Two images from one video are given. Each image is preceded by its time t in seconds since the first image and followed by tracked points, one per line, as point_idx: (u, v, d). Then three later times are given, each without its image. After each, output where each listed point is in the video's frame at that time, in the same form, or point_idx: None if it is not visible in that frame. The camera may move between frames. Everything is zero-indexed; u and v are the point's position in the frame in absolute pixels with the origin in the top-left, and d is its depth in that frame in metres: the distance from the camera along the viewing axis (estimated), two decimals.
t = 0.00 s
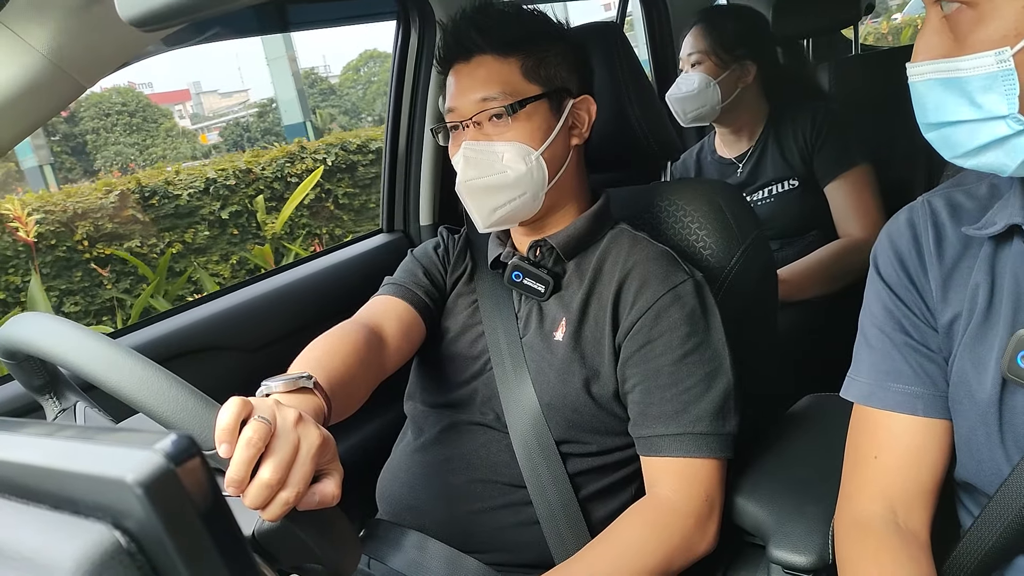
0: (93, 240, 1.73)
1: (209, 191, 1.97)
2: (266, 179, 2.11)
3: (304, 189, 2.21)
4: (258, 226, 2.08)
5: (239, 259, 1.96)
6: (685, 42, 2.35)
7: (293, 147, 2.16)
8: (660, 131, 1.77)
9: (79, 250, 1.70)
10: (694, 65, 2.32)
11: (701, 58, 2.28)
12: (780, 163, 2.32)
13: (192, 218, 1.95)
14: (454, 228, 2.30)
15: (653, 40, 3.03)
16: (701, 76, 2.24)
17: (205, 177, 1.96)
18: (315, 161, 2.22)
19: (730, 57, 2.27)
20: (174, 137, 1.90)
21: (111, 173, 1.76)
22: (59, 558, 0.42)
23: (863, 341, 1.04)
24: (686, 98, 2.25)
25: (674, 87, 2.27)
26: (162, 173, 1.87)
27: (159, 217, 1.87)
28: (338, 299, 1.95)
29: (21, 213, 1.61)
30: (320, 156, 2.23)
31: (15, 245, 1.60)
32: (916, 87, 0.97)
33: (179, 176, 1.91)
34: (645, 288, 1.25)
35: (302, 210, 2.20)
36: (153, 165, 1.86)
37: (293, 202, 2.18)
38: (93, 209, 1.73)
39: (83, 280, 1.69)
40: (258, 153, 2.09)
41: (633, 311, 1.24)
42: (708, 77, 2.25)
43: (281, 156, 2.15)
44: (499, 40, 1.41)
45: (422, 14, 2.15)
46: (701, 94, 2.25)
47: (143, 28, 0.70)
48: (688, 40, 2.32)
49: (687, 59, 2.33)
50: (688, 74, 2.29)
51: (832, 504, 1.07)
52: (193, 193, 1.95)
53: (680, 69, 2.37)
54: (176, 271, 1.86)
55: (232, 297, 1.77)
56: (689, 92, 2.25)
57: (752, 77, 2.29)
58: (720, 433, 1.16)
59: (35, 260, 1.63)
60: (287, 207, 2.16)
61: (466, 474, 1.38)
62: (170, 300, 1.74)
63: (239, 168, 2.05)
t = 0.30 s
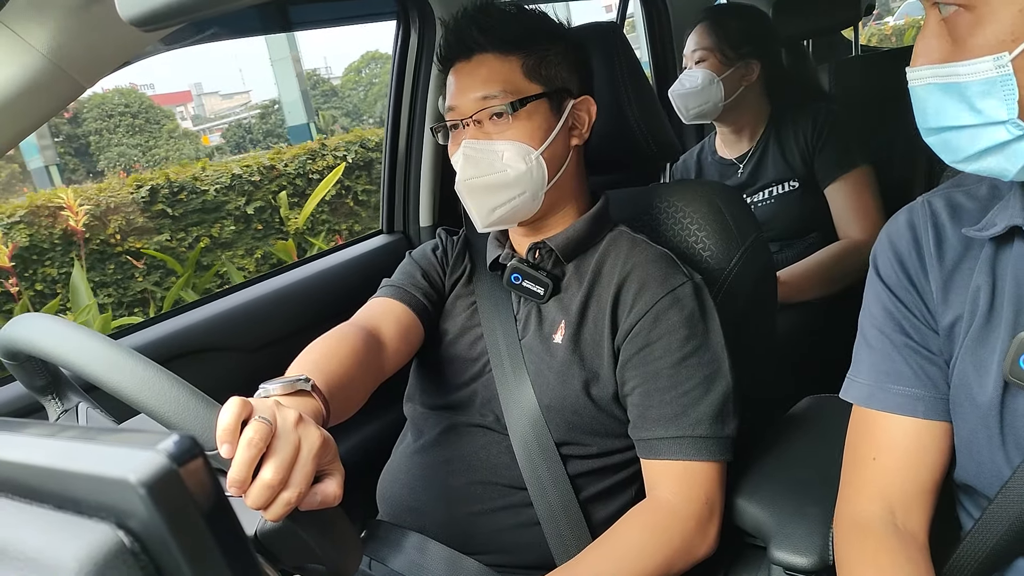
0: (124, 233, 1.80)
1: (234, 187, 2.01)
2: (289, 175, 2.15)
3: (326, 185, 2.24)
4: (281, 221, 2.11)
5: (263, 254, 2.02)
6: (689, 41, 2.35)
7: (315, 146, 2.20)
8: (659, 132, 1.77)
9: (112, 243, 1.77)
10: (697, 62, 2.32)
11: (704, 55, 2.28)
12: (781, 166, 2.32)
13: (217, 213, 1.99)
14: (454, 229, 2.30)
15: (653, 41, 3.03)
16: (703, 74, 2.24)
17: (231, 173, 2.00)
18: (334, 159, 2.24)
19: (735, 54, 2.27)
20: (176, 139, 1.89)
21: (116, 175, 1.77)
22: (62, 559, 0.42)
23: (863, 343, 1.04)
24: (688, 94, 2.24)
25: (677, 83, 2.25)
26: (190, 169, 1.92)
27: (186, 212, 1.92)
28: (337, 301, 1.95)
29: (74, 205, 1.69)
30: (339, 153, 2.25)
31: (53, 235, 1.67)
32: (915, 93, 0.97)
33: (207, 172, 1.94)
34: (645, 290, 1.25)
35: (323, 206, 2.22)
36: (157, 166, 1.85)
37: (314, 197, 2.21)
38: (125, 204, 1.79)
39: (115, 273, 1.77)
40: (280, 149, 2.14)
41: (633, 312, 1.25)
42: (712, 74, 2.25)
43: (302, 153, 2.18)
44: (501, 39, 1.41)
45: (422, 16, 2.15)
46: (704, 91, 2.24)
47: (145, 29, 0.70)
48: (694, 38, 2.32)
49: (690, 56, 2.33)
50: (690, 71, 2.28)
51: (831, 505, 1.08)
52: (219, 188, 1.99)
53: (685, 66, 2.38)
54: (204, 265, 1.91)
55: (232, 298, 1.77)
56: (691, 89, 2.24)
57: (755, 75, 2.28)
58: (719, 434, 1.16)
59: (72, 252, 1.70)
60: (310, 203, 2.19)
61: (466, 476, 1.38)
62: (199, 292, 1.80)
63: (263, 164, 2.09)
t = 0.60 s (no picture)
0: (147, 227, 1.90)
1: (254, 181, 2.12)
2: (306, 170, 2.25)
3: (342, 180, 2.31)
4: (298, 215, 2.21)
5: (281, 246, 2.12)
6: (688, 42, 2.34)
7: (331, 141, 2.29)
8: (659, 131, 1.77)
9: (135, 236, 1.88)
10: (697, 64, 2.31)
11: (707, 56, 2.28)
12: (783, 169, 2.32)
13: (237, 207, 2.10)
14: (455, 229, 2.29)
15: (654, 41, 3.03)
16: (705, 78, 2.24)
17: (250, 167, 2.10)
18: (350, 154, 2.31)
19: (738, 56, 2.26)
20: (180, 137, 1.96)
21: (118, 173, 1.84)
22: (60, 558, 0.42)
23: (871, 344, 1.04)
24: (689, 97, 2.23)
25: (678, 86, 2.25)
26: (210, 164, 2.02)
27: (207, 206, 2.03)
28: (338, 301, 1.95)
29: (102, 197, 1.80)
30: (355, 149, 2.30)
31: (79, 228, 1.77)
32: (934, 100, 0.91)
33: (227, 167, 2.05)
34: (645, 290, 1.25)
35: (339, 201, 2.30)
36: (156, 164, 1.92)
37: (331, 192, 2.30)
38: (148, 198, 1.90)
39: (137, 265, 1.87)
40: (297, 147, 2.23)
41: (634, 312, 1.24)
42: (713, 77, 2.24)
43: (319, 148, 2.27)
44: (500, 41, 1.41)
45: (423, 15, 2.14)
46: (705, 94, 2.24)
47: (146, 29, 0.70)
48: (693, 40, 2.32)
49: (691, 59, 2.32)
50: (692, 74, 2.28)
51: (831, 505, 1.07)
52: (239, 183, 2.09)
53: (685, 67, 2.37)
54: (224, 259, 2.01)
55: (233, 297, 1.77)
56: (693, 91, 2.24)
57: (757, 78, 2.28)
58: (720, 434, 1.16)
59: (98, 245, 1.81)
60: (326, 198, 2.28)
61: (466, 476, 1.38)
62: (220, 285, 1.90)
63: (280, 159, 2.19)
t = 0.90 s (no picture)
0: (163, 222, 1.94)
1: (266, 177, 2.15)
2: (318, 166, 2.28)
3: (353, 176, 2.30)
4: (310, 212, 2.23)
5: (293, 242, 2.12)
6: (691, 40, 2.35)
7: (347, 135, 2.31)
8: (658, 130, 1.77)
9: (151, 231, 1.92)
10: (699, 64, 2.31)
11: (709, 56, 2.28)
12: (783, 168, 2.32)
13: (251, 203, 2.13)
14: (455, 229, 2.29)
15: (653, 40, 3.03)
16: (707, 76, 2.24)
17: (263, 164, 2.14)
18: (362, 151, 2.31)
19: (739, 56, 2.26)
20: (179, 137, 1.97)
21: (119, 172, 1.86)
22: (60, 558, 0.42)
23: (864, 338, 1.03)
24: (691, 97, 2.26)
25: (681, 85, 2.27)
26: (223, 161, 2.05)
27: (221, 202, 2.05)
28: (339, 301, 1.95)
29: (116, 193, 1.84)
30: (367, 146, 2.30)
31: (96, 224, 1.82)
32: (946, 104, 0.89)
33: (239, 164, 2.08)
34: (644, 289, 1.25)
35: (349, 197, 2.28)
36: (160, 164, 1.94)
37: (342, 189, 2.28)
38: (163, 193, 1.94)
39: (154, 259, 1.91)
40: (309, 144, 2.26)
41: (633, 311, 1.24)
42: (715, 77, 2.25)
43: (329, 145, 2.30)
44: (498, 41, 1.41)
45: (423, 15, 2.13)
46: (706, 94, 2.24)
47: (144, 29, 0.70)
48: (693, 40, 2.32)
49: (694, 57, 2.32)
50: (693, 73, 2.28)
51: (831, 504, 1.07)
52: (252, 179, 2.12)
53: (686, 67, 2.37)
54: (239, 254, 2.04)
55: (232, 297, 1.77)
56: (695, 91, 2.25)
57: (759, 77, 2.28)
58: (720, 433, 1.16)
59: (117, 239, 1.85)
60: (337, 194, 2.28)
61: (465, 475, 1.38)
62: (235, 279, 1.91)
63: (294, 155, 2.23)
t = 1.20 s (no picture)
0: (175, 219, 2.05)
1: (276, 175, 2.25)
2: (326, 164, 2.35)
3: (360, 174, 2.35)
4: (319, 209, 2.30)
5: (302, 240, 2.23)
6: (686, 44, 2.34)
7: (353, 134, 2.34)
8: (659, 130, 1.77)
9: (164, 228, 2.03)
10: (696, 66, 2.31)
11: (705, 59, 2.28)
12: (783, 169, 2.32)
13: (261, 200, 2.23)
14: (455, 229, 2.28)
15: (655, 40, 3.03)
16: (703, 79, 2.24)
17: (272, 162, 2.24)
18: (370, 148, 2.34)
19: (737, 58, 2.26)
20: (182, 137, 2.06)
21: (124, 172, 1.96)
22: (60, 556, 0.42)
23: (865, 345, 1.03)
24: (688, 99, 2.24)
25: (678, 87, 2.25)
26: (233, 159, 2.16)
27: (231, 199, 2.16)
28: (341, 301, 1.95)
29: (132, 189, 1.95)
30: (374, 144, 2.31)
31: (109, 220, 1.92)
32: (948, 117, 0.88)
33: (249, 162, 2.19)
34: (645, 289, 1.25)
35: (359, 194, 2.31)
36: (165, 163, 2.04)
37: (349, 186, 2.34)
38: (176, 190, 2.05)
39: (165, 255, 2.01)
40: (316, 142, 2.35)
41: (634, 312, 1.24)
42: (712, 79, 2.25)
43: (338, 144, 2.36)
44: (496, 42, 1.41)
45: (424, 16, 2.10)
46: (704, 96, 2.24)
47: (146, 29, 0.70)
48: (690, 41, 2.32)
49: (690, 61, 2.32)
50: (691, 76, 2.28)
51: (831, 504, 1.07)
52: (261, 177, 2.23)
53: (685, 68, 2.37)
54: (249, 250, 2.15)
55: (233, 297, 1.77)
56: (692, 94, 2.24)
57: (757, 78, 2.28)
58: (720, 433, 1.16)
59: (125, 236, 1.94)
60: (345, 191, 2.33)
61: (465, 475, 1.38)
62: (244, 276, 1.99)
63: (301, 154, 2.31)
